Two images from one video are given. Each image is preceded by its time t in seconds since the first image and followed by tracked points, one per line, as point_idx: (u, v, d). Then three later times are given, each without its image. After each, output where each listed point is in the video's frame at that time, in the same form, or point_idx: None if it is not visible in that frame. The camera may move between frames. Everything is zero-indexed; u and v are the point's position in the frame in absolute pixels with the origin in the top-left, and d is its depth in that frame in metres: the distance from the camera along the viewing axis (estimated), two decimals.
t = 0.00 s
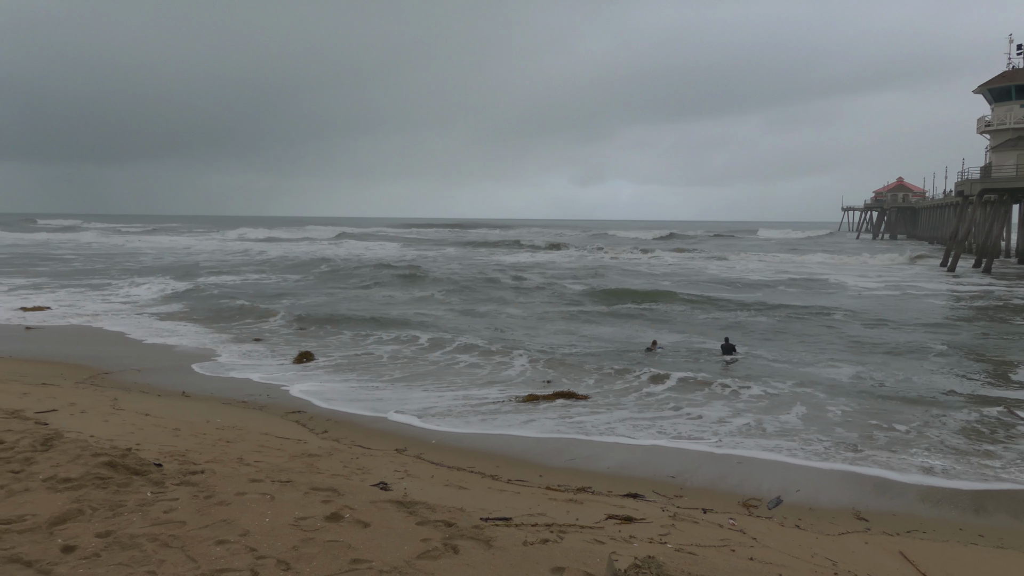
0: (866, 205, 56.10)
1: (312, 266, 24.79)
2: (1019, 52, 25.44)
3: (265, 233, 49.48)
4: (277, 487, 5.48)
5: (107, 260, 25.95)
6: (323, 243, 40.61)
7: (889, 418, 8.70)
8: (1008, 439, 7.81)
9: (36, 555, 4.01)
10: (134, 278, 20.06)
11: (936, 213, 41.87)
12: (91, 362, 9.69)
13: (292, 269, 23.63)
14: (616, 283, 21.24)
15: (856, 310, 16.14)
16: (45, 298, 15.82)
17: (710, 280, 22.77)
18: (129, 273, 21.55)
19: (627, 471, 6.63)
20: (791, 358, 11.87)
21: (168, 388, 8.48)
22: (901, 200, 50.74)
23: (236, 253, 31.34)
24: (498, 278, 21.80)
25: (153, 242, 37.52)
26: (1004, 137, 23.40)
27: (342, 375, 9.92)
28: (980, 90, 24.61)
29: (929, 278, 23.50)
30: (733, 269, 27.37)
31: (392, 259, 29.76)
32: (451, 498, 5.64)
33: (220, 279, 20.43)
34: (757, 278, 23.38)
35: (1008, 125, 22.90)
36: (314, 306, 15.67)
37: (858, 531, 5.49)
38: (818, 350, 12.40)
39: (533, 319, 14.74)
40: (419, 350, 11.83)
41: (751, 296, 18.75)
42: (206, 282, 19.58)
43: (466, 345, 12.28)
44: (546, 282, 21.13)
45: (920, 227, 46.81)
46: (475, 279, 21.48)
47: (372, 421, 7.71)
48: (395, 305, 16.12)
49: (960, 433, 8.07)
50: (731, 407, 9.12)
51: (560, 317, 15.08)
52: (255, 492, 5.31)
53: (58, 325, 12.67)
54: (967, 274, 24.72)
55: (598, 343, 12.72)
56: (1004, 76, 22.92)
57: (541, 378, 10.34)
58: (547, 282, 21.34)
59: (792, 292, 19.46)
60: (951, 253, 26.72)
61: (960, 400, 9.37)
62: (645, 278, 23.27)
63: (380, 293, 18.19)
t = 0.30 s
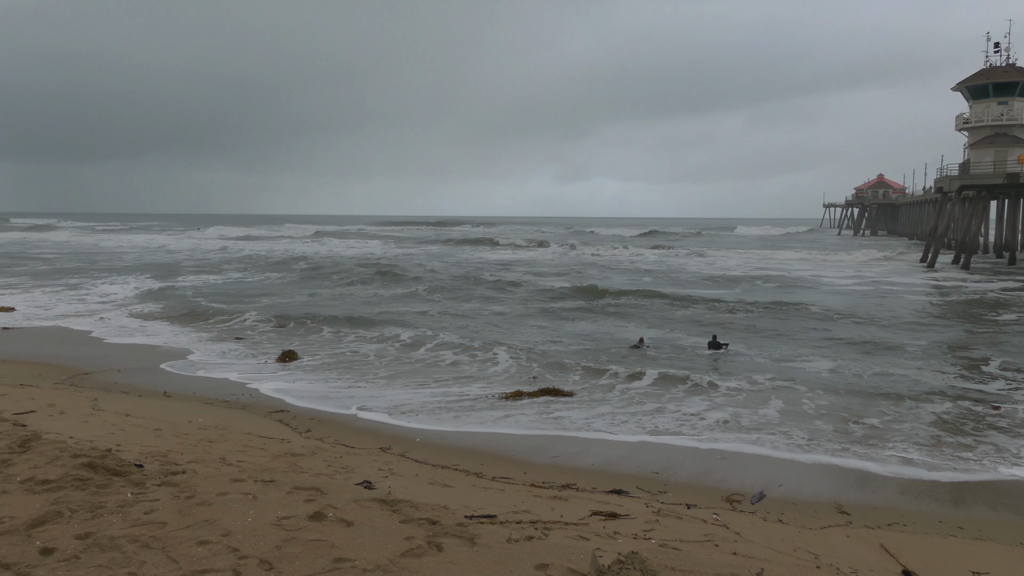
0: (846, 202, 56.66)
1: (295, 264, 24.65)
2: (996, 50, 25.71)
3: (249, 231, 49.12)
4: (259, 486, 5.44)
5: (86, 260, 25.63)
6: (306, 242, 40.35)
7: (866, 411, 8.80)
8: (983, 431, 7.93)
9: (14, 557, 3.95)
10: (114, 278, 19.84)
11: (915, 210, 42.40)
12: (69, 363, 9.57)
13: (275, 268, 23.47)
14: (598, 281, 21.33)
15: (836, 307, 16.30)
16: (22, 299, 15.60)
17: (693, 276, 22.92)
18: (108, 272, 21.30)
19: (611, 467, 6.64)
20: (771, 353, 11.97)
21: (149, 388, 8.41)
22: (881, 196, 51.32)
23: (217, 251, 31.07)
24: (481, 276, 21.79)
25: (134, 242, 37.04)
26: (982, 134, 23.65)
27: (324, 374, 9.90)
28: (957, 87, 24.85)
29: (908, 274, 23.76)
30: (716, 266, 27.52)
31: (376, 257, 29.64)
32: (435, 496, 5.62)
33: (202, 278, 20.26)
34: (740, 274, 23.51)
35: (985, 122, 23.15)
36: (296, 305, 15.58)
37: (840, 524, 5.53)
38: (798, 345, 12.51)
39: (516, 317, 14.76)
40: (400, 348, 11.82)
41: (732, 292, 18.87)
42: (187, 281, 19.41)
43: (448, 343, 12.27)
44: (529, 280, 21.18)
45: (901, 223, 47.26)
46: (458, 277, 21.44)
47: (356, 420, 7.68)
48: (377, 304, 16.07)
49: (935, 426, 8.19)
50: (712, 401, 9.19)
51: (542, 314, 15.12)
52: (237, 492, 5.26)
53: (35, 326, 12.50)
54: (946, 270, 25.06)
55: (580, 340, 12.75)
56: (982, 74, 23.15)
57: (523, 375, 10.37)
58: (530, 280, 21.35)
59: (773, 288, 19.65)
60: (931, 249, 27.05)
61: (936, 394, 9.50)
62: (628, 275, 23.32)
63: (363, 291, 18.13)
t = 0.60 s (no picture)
0: (830, 199, 57.12)
1: (279, 261, 24.48)
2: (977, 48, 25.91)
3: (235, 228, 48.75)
4: (244, 485, 5.41)
5: (65, 257, 25.30)
6: (291, 239, 40.08)
7: (846, 405, 8.89)
8: (960, 425, 8.04)
9: None
10: (95, 275, 19.61)
11: (897, 208, 42.82)
12: (51, 361, 9.47)
13: (259, 265, 23.31)
14: (583, 278, 21.41)
15: (817, 303, 16.44)
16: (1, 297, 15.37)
17: (678, 273, 23.05)
18: (88, 270, 21.04)
19: (597, 464, 6.65)
20: (755, 349, 12.04)
21: (132, 387, 8.35)
22: (865, 194, 51.79)
23: (200, 248, 30.79)
24: (466, 274, 21.77)
25: (116, 239, 36.57)
26: (963, 132, 23.85)
27: (307, 371, 9.86)
28: (939, 86, 25.01)
29: (890, 271, 23.98)
30: (702, 263, 27.61)
31: (361, 254, 29.50)
32: (421, 494, 5.61)
33: (185, 276, 20.08)
34: (726, 272, 23.62)
35: (966, 120, 23.33)
36: (279, 303, 15.49)
37: (824, 519, 5.56)
38: (781, 341, 12.60)
39: (501, 313, 14.75)
40: (384, 346, 11.79)
41: (717, 289, 18.95)
42: (170, 279, 19.23)
43: (432, 340, 12.25)
44: (514, 277, 21.23)
45: (885, 221, 47.65)
46: (443, 274, 21.40)
47: (342, 418, 7.65)
48: (362, 301, 16.04)
49: (913, 419, 8.29)
50: (695, 396, 9.24)
51: (526, 310, 15.16)
52: (221, 490, 5.23)
53: (14, 324, 12.35)
54: (927, 267, 25.36)
55: (564, 337, 12.77)
56: (963, 72, 23.31)
57: (507, 371, 10.38)
58: (515, 277, 21.33)
59: (756, 285, 19.80)
60: (913, 246, 27.34)
61: (915, 388, 9.61)
62: (613, 272, 23.35)
63: (347, 288, 18.06)
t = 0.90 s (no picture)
0: (817, 197, 57.52)
1: (266, 259, 24.35)
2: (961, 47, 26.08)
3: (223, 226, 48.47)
4: (231, 484, 5.38)
5: (49, 255, 25.03)
6: (279, 236, 39.84)
7: (830, 401, 8.98)
8: (941, 420, 8.14)
9: None
10: (79, 273, 19.41)
11: (884, 206, 43.19)
12: (35, 360, 9.38)
13: (245, 263, 23.16)
14: (571, 275, 21.46)
15: (803, 301, 16.55)
16: None
17: (666, 271, 23.12)
18: (72, 268, 20.82)
19: (586, 461, 6.67)
20: (741, 345, 12.12)
21: (118, 385, 8.30)
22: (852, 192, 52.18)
23: (186, 246, 30.56)
24: (454, 271, 21.76)
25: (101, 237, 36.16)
26: (948, 131, 24.02)
27: (294, 369, 9.83)
28: (924, 84, 25.15)
29: (876, 268, 24.17)
30: (690, 261, 27.70)
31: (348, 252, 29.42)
32: (410, 492, 5.61)
33: (170, 274, 19.92)
34: (714, 269, 23.72)
35: (951, 119, 23.48)
36: (265, 301, 15.41)
37: (810, 515, 5.60)
38: (767, 338, 12.68)
39: (488, 311, 14.76)
40: (371, 344, 11.77)
41: (704, 287, 19.03)
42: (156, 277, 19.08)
43: (419, 338, 12.25)
44: (502, 275, 21.26)
45: (872, 218, 47.98)
46: (430, 272, 21.37)
47: (331, 416, 7.64)
48: (350, 298, 16.01)
49: (897, 415, 8.38)
50: (682, 393, 9.28)
51: (514, 308, 15.19)
52: (208, 489, 5.21)
53: None
54: (913, 264, 25.60)
55: (552, 334, 12.79)
56: (948, 71, 23.45)
57: (494, 369, 10.40)
58: (503, 274, 21.34)
59: (743, 282, 19.94)
60: (899, 244, 27.58)
61: (898, 384, 9.71)
62: (602, 270, 23.39)
63: (334, 286, 18.00)
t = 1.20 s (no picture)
0: (808, 195, 57.76)
1: (256, 259, 24.25)
2: (950, 46, 26.19)
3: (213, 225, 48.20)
4: (222, 483, 5.36)
5: (37, 255, 24.83)
6: (270, 235, 39.70)
7: (819, 398, 9.02)
8: (929, 415, 8.19)
9: None
10: (68, 273, 19.27)
11: (874, 203, 43.44)
12: (23, 361, 9.29)
13: (235, 262, 23.06)
14: (563, 274, 21.47)
15: (793, 298, 16.63)
16: None
17: (658, 269, 23.16)
18: (61, 268, 20.67)
19: (578, 458, 6.67)
20: (732, 342, 12.16)
21: (109, 385, 8.27)
22: (842, 189, 52.43)
23: (176, 245, 30.39)
24: (445, 270, 21.75)
25: (90, 236, 35.90)
26: (938, 129, 24.13)
27: (285, 368, 9.81)
28: (914, 83, 25.25)
29: (867, 266, 24.29)
30: (682, 259, 27.74)
31: (339, 251, 29.35)
32: (402, 491, 5.59)
33: (160, 273, 19.81)
34: (707, 267, 23.76)
35: (941, 117, 23.58)
36: (256, 300, 15.36)
37: (802, 512, 5.61)
38: (758, 335, 12.72)
39: (479, 309, 14.76)
40: (361, 342, 11.75)
41: (695, 284, 19.08)
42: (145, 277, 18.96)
43: (410, 337, 12.24)
44: (493, 273, 21.26)
45: (862, 216, 48.21)
46: (421, 271, 21.34)
47: (323, 415, 7.63)
48: (341, 297, 15.97)
49: (885, 411, 8.43)
50: (673, 389, 9.31)
51: (505, 305, 15.18)
52: (199, 489, 5.18)
53: None
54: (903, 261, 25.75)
55: (543, 332, 12.80)
56: (938, 70, 23.55)
57: (485, 366, 10.40)
58: (494, 273, 21.33)
59: (734, 280, 20.01)
60: (889, 241, 27.73)
61: (888, 380, 9.77)
62: (593, 268, 23.40)
63: (325, 284, 17.96)
